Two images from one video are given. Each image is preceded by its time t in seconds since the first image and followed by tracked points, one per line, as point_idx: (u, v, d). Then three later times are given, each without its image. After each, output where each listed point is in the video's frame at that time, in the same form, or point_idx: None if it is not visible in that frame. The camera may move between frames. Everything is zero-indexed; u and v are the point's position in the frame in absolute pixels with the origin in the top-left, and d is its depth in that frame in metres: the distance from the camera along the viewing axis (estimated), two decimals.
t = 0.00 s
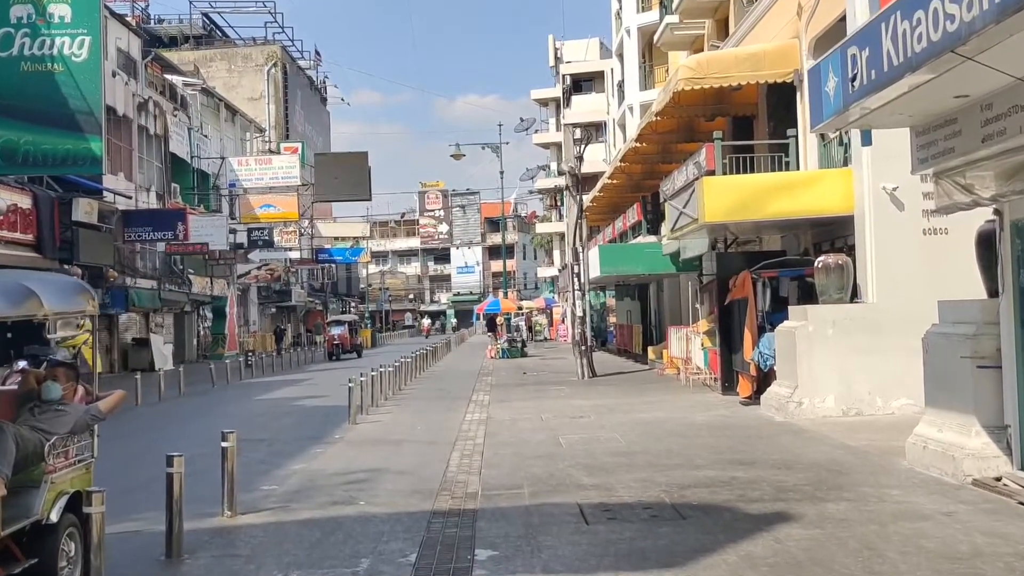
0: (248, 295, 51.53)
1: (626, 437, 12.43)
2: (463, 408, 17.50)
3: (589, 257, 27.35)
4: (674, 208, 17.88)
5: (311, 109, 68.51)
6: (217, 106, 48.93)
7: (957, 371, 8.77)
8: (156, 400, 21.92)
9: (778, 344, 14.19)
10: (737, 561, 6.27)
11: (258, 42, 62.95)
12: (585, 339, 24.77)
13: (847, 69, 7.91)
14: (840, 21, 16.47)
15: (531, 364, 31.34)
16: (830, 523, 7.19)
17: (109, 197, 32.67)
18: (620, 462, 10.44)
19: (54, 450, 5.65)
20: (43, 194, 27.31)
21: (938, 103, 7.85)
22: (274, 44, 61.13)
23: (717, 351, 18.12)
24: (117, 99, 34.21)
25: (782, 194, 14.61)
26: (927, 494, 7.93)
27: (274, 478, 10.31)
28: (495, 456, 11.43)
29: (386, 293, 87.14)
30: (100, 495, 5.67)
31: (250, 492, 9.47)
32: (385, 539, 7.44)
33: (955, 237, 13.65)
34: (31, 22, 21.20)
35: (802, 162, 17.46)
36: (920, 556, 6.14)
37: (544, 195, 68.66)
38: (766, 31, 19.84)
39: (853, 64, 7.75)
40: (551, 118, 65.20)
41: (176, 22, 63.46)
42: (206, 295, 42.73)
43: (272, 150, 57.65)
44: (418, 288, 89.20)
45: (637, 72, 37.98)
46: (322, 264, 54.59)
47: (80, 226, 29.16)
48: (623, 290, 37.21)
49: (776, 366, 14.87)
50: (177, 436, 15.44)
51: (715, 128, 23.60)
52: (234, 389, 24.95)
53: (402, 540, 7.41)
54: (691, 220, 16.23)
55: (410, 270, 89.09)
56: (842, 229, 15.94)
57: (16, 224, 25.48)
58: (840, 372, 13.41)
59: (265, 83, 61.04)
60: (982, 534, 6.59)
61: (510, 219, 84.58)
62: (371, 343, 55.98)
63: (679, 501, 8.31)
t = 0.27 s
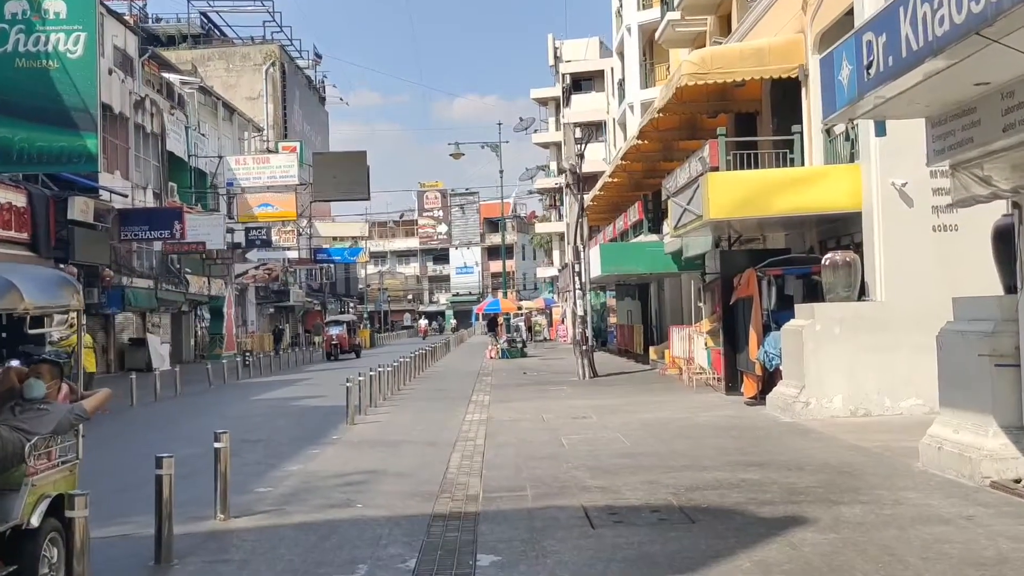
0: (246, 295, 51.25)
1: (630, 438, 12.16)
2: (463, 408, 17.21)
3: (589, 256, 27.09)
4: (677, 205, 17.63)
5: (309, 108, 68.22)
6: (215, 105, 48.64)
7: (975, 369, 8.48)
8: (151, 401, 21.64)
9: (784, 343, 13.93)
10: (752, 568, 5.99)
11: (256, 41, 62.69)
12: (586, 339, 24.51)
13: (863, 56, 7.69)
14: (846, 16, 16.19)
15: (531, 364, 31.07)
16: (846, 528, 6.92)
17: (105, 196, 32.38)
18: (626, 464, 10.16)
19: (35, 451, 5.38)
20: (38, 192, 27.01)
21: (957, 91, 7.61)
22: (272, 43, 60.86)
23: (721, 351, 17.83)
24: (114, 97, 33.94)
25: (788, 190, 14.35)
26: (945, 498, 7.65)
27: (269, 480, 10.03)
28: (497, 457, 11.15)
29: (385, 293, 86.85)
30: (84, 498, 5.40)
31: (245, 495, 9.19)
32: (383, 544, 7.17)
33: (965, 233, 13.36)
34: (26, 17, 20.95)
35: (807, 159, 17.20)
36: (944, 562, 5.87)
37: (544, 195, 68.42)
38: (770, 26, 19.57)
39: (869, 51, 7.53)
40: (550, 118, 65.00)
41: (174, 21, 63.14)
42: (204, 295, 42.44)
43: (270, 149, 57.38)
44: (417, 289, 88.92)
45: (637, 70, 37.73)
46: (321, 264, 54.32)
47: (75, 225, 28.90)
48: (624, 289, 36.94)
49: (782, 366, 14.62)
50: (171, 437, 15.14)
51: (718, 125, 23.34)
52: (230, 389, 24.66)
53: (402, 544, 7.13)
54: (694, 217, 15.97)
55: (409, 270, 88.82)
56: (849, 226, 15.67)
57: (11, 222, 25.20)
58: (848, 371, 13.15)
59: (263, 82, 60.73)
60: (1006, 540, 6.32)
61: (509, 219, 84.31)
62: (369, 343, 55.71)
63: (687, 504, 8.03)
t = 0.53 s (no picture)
0: (245, 296, 51.03)
1: (633, 442, 11.91)
2: (462, 411, 16.93)
3: (590, 256, 26.83)
4: (680, 205, 17.38)
5: (308, 108, 67.95)
6: (213, 104, 48.38)
7: (991, 374, 8.21)
8: (147, 403, 21.38)
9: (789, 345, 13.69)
10: None
11: (255, 41, 62.44)
12: (587, 340, 24.25)
13: (877, 51, 7.53)
14: (851, 13, 15.94)
15: (531, 365, 30.80)
16: (862, 540, 6.66)
17: (102, 196, 32.12)
18: (630, 470, 9.90)
19: (12, 465, 5.13)
20: (33, 191, 26.75)
21: (975, 87, 7.43)
22: (270, 42, 60.59)
23: (724, 354, 17.59)
24: (111, 96, 33.65)
25: (794, 189, 14.08)
26: (962, 508, 7.40)
27: (264, 487, 9.76)
28: (498, 462, 10.89)
29: (384, 293, 86.61)
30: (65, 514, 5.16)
31: (238, 503, 8.92)
32: (380, 556, 6.90)
33: (975, 233, 13.11)
34: (20, 15, 20.66)
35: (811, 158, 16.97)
36: None
37: (543, 195, 68.17)
38: (774, 23, 19.30)
39: (885, 44, 7.36)
40: (550, 118, 64.79)
41: (172, 20, 62.83)
42: (202, 295, 42.19)
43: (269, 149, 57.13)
44: (416, 289, 88.73)
45: (638, 69, 37.47)
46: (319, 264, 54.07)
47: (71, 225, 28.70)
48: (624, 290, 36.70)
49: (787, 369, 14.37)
50: (165, 441, 14.85)
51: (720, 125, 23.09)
52: (227, 391, 24.40)
53: (399, 556, 6.87)
54: (699, 217, 15.70)
55: (408, 270, 88.58)
56: (855, 226, 15.42)
57: (5, 222, 24.92)
58: (854, 374, 12.92)
59: (262, 82, 60.42)
60: None
61: (508, 219, 84.03)
62: (369, 344, 55.43)
63: (695, 514, 7.77)
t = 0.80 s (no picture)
0: (243, 296, 50.79)
1: (635, 443, 11.68)
2: (461, 411, 16.70)
3: (590, 255, 26.60)
4: (682, 202, 17.15)
5: (308, 108, 67.72)
6: (211, 104, 48.18)
7: (1004, 372, 7.98)
8: (143, 403, 21.15)
9: (793, 344, 13.47)
10: None
11: (254, 41, 62.23)
12: (588, 340, 24.00)
13: (889, 38, 7.37)
14: (856, 8, 15.71)
15: (530, 365, 30.56)
16: (874, 543, 6.44)
17: (99, 195, 31.91)
18: (633, 471, 9.68)
19: None
20: (29, 190, 26.48)
21: (989, 74, 7.28)
22: (269, 42, 60.40)
23: (727, 353, 17.33)
24: (108, 95, 33.44)
25: (800, 185, 13.82)
26: (977, 510, 7.17)
27: (258, 488, 9.53)
28: (497, 463, 10.67)
29: (383, 294, 86.37)
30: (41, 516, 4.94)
31: (230, 505, 8.68)
32: (377, 559, 6.68)
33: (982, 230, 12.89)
34: (16, 12, 20.40)
35: (815, 155, 16.75)
36: None
37: (543, 195, 67.94)
38: (777, 19, 19.07)
39: (898, 31, 7.21)
40: (549, 118, 64.59)
41: (171, 20, 62.61)
42: (200, 296, 41.95)
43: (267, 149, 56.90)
44: (416, 289, 88.51)
45: (638, 68, 37.25)
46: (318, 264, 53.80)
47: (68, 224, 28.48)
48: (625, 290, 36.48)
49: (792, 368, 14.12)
50: (159, 441, 14.62)
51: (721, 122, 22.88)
52: (224, 391, 24.17)
53: (395, 560, 6.65)
54: (701, 214, 15.47)
55: (407, 271, 88.34)
56: (860, 224, 15.19)
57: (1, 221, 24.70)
58: (860, 373, 12.70)
59: (261, 82, 60.17)
60: None
61: (508, 220, 83.80)
62: (367, 345, 55.18)
63: (701, 515, 7.55)
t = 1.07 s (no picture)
0: (241, 297, 50.48)
1: (638, 448, 11.38)
2: (459, 415, 16.39)
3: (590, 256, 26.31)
4: (684, 202, 16.85)
5: (306, 108, 67.43)
6: (209, 103, 47.88)
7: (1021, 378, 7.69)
8: (137, 406, 20.87)
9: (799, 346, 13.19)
10: None
11: (252, 40, 61.94)
12: (588, 342, 23.69)
13: (903, 30, 7.14)
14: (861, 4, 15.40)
15: (530, 367, 30.29)
16: (890, 557, 6.15)
17: (94, 195, 31.62)
18: (637, 479, 9.39)
19: None
20: (24, 191, 26.15)
21: (1007, 67, 7.05)
22: (268, 42, 60.10)
23: (731, 356, 17.03)
24: (104, 94, 33.13)
25: (806, 184, 13.53)
26: (996, 521, 6.88)
27: (249, 497, 9.23)
28: (496, 470, 10.38)
29: (382, 295, 86.05)
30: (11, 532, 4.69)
31: (219, 515, 8.39)
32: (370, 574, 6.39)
33: (992, 230, 12.61)
34: (9, 10, 20.16)
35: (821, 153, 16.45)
36: None
37: (543, 196, 67.64)
38: (781, 15, 18.77)
39: (913, 22, 6.98)
40: (549, 118, 64.30)
41: (169, 20, 62.29)
42: (197, 296, 41.65)
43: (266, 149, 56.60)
44: (415, 290, 88.21)
45: (639, 67, 36.94)
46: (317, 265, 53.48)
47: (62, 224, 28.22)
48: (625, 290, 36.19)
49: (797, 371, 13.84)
50: (151, 446, 14.32)
51: (723, 121, 22.59)
52: (220, 394, 23.86)
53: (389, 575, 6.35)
54: (704, 213, 15.17)
55: (407, 271, 88.02)
56: (867, 224, 14.90)
57: None
58: (867, 376, 12.41)
59: (259, 82, 59.85)
60: None
61: (507, 220, 83.49)
62: (366, 346, 54.86)
63: (708, 526, 7.26)
